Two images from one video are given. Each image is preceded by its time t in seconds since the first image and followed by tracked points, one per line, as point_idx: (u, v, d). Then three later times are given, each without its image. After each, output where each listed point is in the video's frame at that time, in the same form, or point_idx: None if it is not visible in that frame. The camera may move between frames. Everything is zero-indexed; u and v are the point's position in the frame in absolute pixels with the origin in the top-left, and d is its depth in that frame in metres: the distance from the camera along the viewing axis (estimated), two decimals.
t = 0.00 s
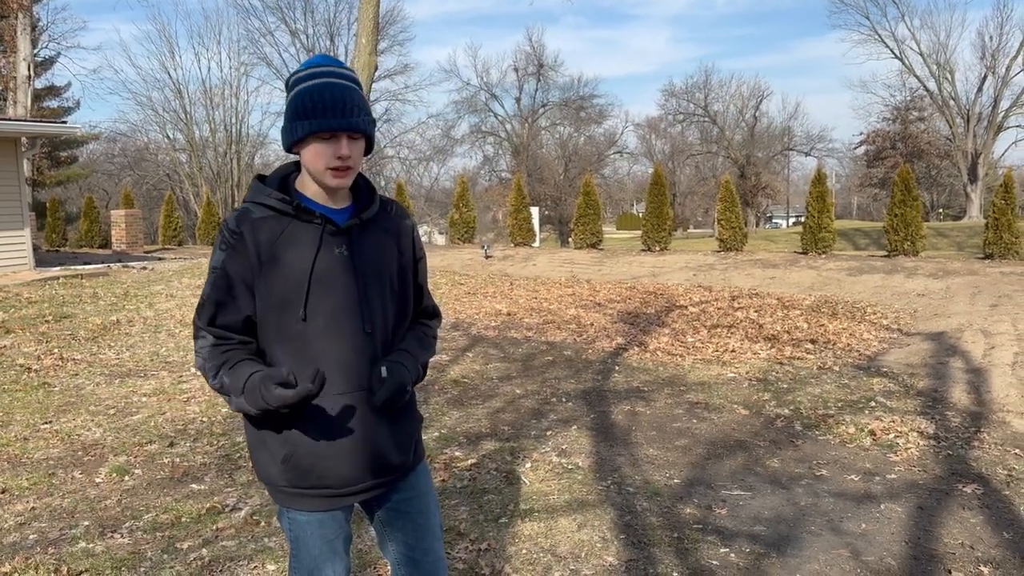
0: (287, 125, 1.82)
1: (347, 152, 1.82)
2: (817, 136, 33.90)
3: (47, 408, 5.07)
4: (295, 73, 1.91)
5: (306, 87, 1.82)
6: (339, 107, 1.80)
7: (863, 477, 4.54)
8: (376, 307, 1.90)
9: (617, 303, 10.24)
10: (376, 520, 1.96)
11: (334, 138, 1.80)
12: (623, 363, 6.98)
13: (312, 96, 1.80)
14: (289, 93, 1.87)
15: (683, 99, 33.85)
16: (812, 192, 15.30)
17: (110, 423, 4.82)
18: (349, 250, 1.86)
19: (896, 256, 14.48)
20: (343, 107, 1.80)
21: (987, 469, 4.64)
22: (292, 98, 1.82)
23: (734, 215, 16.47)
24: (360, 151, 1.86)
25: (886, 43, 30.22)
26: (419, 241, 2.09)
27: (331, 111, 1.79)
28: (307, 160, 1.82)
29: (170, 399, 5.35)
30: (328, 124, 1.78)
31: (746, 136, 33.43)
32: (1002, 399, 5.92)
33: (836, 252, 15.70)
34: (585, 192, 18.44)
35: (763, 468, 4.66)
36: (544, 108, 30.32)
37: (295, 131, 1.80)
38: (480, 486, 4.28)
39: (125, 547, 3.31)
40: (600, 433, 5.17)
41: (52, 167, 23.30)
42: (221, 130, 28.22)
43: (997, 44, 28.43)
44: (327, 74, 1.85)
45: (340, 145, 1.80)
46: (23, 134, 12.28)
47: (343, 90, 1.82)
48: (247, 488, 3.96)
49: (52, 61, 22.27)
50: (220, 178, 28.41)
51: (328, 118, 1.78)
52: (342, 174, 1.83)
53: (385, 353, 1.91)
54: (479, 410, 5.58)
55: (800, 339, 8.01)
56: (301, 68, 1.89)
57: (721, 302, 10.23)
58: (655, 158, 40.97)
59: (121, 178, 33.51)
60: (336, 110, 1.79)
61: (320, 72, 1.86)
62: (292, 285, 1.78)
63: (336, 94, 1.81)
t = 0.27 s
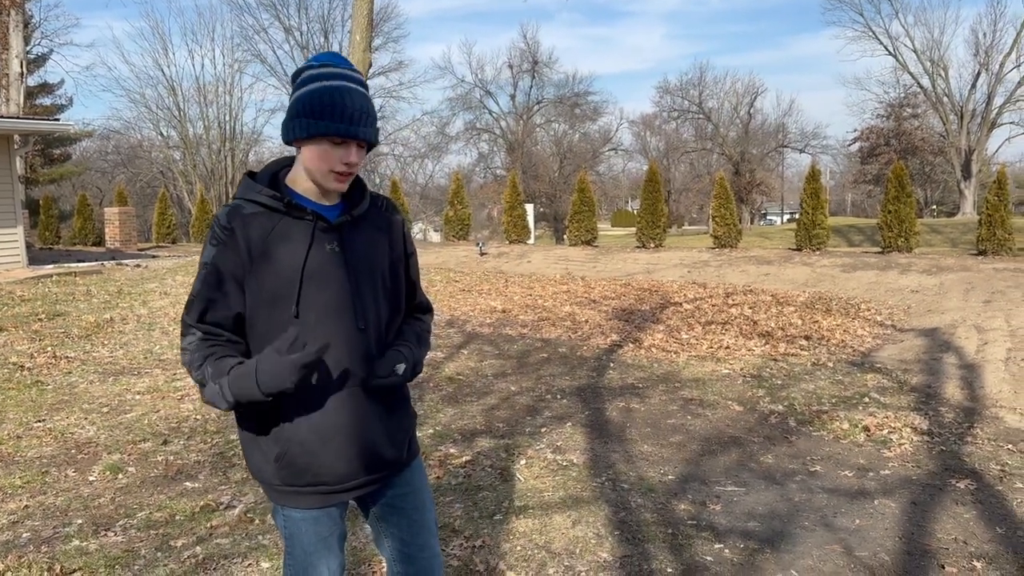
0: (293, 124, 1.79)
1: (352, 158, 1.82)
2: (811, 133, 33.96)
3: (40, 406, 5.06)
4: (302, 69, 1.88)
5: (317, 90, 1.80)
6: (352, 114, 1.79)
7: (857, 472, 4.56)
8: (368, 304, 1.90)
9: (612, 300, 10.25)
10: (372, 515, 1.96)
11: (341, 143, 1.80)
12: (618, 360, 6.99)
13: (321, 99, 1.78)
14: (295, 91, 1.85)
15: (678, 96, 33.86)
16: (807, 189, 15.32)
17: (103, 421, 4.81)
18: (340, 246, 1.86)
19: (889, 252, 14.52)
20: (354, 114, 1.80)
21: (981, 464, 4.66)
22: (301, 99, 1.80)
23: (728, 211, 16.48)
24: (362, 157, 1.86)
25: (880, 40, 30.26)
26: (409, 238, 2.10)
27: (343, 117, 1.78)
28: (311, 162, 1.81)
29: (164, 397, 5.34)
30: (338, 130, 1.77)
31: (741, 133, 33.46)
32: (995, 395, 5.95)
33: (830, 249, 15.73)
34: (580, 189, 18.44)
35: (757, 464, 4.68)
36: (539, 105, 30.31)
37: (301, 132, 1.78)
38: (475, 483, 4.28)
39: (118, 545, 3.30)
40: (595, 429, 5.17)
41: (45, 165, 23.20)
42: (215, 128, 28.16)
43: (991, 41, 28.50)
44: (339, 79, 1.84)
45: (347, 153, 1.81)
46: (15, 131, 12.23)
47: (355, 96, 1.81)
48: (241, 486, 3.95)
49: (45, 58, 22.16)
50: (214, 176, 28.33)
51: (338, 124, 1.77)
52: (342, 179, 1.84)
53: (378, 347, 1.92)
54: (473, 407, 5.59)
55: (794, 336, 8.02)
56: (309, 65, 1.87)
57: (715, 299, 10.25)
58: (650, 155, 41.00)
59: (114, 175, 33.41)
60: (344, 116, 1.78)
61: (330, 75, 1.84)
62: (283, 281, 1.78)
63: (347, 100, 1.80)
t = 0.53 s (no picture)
0: (313, 129, 1.77)
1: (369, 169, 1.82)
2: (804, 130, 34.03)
3: (30, 404, 5.03)
4: (319, 69, 1.86)
5: (340, 98, 1.78)
6: (373, 124, 1.78)
7: (848, 468, 4.57)
8: (369, 301, 1.92)
9: (604, 296, 10.26)
10: (372, 506, 1.97)
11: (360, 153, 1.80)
12: (610, 356, 7.00)
13: (343, 107, 1.77)
14: (314, 93, 1.82)
15: (671, 92, 33.90)
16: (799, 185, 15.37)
17: (95, 419, 4.79)
18: (344, 242, 1.88)
19: (881, 249, 14.58)
20: (376, 125, 1.79)
21: (971, 459, 4.69)
22: (322, 104, 1.78)
23: (721, 208, 16.50)
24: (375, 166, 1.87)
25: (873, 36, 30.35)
26: (404, 236, 2.14)
27: (365, 127, 1.77)
28: (327, 167, 1.80)
29: (156, 395, 5.32)
30: (359, 140, 1.76)
31: (734, 130, 33.51)
32: (986, 390, 5.99)
33: (821, 245, 15.79)
34: (573, 185, 18.43)
35: (748, 460, 4.69)
36: (531, 101, 30.31)
37: (321, 138, 1.77)
38: (468, 480, 4.28)
39: (110, 542, 3.30)
40: (588, 426, 5.18)
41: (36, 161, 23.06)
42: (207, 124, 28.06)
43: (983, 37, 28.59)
44: (360, 87, 1.82)
45: (365, 162, 1.81)
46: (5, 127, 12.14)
47: (377, 106, 1.81)
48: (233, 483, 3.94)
49: (36, 54, 22.03)
50: (206, 172, 28.20)
51: (360, 135, 1.77)
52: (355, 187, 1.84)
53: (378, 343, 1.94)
54: (466, 404, 5.59)
55: (786, 331, 8.05)
56: (328, 68, 1.84)
57: (708, 295, 10.28)
58: (643, 152, 41.03)
59: (105, 172, 33.24)
60: (362, 128, 1.77)
61: (351, 81, 1.82)
62: (291, 278, 1.77)
63: (368, 110, 1.79)
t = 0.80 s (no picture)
0: (342, 129, 1.80)
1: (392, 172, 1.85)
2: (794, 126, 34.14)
3: (19, 401, 5.00)
4: (352, 70, 1.88)
5: (373, 101, 1.82)
6: (403, 130, 1.82)
7: (838, 462, 4.60)
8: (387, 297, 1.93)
9: (596, 292, 10.28)
10: (378, 502, 1.98)
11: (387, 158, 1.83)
12: (602, 352, 7.01)
13: (373, 111, 1.80)
14: (346, 91, 1.85)
15: (662, 88, 33.94)
16: (789, 181, 15.42)
17: (84, 416, 4.77)
18: (366, 238, 1.88)
19: (871, 245, 14.65)
20: (402, 131, 1.82)
21: (960, 453, 4.72)
22: (353, 106, 1.81)
23: (712, 204, 16.54)
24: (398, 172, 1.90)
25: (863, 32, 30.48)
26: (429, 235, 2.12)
27: (394, 132, 1.80)
28: (354, 168, 1.83)
29: (146, 391, 5.30)
30: (385, 145, 1.79)
31: (725, 126, 33.59)
32: (974, 385, 6.03)
33: (811, 241, 15.86)
34: (564, 181, 18.43)
35: (739, 455, 4.71)
36: (523, 97, 30.30)
37: (351, 139, 1.80)
38: (459, 476, 4.29)
39: (99, 540, 3.28)
40: (579, 421, 5.19)
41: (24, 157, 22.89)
42: (197, 120, 27.93)
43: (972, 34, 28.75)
44: (393, 92, 1.86)
45: (391, 167, 1.84)
46: None
47: (407, 113, 1.84)
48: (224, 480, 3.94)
49: (23, 49, 21.86)
50: (195, 168, 28.06)
51: (390, 140, 1.80)
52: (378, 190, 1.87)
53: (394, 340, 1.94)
54: (458, 400, 5.59)
55: (776, 327, 8.08)
56: (362, 69, 1.86)
57: (698, 290, 10.31)
58: (634, 148, 41.09)
59: (95, 168, 33.01)
60: (389, 133, 1.80)
61: (384, 86, 1.85)
62: (304, 271, 1.80)
63: (400, 116, 1.83)
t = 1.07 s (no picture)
0: (387, 126, 1.87)
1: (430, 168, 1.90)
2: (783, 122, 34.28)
3: (6, 398, 4.97)
4: (399, 71, 1.95)
5: (417, 101, 1.88)
6: (445, 131, 1.88)
7: (826, 456, 4.63)
8: (420, 291, 1.98)
9: (585, 288, 10.30)
10: (396, 485, 2.07)
11: (429, 157, 1.89)
12: (592, 347, 7.03)
13: (413, 111, 1.86)
14: (394, 90, 1.92)
15: (651, 84, 34.01)
16: (777, 177, 15.48)
17: (72, 413, 4.74)
18: (402, 232, 1.95)
19: (859, 240, 14.74)
20: (441, 131, 1.87)
21: (946, 447, 4.76)
22: (397, 105, 1.88)
23: (701, 199, 16.59)
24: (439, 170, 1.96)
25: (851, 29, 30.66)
26: (470, 231, 2.16)
27: (437, 132, 1.87)
28: (398, 162, 1.90)
29: (134, 387, 5.28)
30: (423, 143, 1.85)
31: (714, 122, 33.69)
32: (961, 379, 6.09)
33: (800, 237, 15.93)
34: (554, 177, 18.44)
35: (728, 449, 4.74)
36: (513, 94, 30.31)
37: (396, 136, 1.86)
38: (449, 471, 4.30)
39: (88, 537, 3.27)
40: (570, 416, 5.21)
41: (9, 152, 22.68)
42: (185, 115, 27.81)
43: (959, 31, 28.95)
44: (438, 93, 1.91)
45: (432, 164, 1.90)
46: None
47: (449, 113, 1.89)
48: (213, 476, 3.93)
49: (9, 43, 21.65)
50: (183, 163, 27.90)
51: (431, 139, 1.86)
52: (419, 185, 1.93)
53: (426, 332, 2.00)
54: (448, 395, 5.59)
55: (765, 322, 8.12)
56: (412, 68, 1.93)
57: (688, 286, 10.34)
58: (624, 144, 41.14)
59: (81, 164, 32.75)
60: (427, 132, 1.85)
61: (430, 87, 1.91)
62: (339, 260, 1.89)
63: (444, 117, 1.88)
